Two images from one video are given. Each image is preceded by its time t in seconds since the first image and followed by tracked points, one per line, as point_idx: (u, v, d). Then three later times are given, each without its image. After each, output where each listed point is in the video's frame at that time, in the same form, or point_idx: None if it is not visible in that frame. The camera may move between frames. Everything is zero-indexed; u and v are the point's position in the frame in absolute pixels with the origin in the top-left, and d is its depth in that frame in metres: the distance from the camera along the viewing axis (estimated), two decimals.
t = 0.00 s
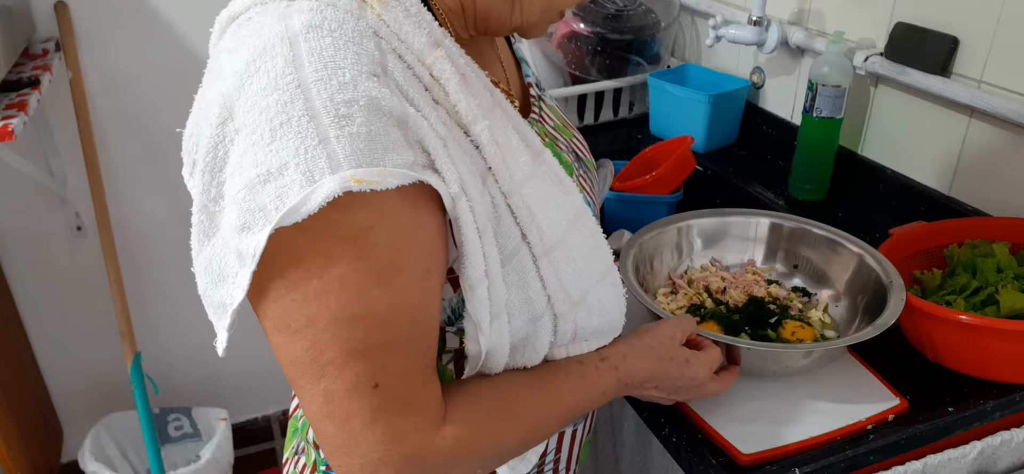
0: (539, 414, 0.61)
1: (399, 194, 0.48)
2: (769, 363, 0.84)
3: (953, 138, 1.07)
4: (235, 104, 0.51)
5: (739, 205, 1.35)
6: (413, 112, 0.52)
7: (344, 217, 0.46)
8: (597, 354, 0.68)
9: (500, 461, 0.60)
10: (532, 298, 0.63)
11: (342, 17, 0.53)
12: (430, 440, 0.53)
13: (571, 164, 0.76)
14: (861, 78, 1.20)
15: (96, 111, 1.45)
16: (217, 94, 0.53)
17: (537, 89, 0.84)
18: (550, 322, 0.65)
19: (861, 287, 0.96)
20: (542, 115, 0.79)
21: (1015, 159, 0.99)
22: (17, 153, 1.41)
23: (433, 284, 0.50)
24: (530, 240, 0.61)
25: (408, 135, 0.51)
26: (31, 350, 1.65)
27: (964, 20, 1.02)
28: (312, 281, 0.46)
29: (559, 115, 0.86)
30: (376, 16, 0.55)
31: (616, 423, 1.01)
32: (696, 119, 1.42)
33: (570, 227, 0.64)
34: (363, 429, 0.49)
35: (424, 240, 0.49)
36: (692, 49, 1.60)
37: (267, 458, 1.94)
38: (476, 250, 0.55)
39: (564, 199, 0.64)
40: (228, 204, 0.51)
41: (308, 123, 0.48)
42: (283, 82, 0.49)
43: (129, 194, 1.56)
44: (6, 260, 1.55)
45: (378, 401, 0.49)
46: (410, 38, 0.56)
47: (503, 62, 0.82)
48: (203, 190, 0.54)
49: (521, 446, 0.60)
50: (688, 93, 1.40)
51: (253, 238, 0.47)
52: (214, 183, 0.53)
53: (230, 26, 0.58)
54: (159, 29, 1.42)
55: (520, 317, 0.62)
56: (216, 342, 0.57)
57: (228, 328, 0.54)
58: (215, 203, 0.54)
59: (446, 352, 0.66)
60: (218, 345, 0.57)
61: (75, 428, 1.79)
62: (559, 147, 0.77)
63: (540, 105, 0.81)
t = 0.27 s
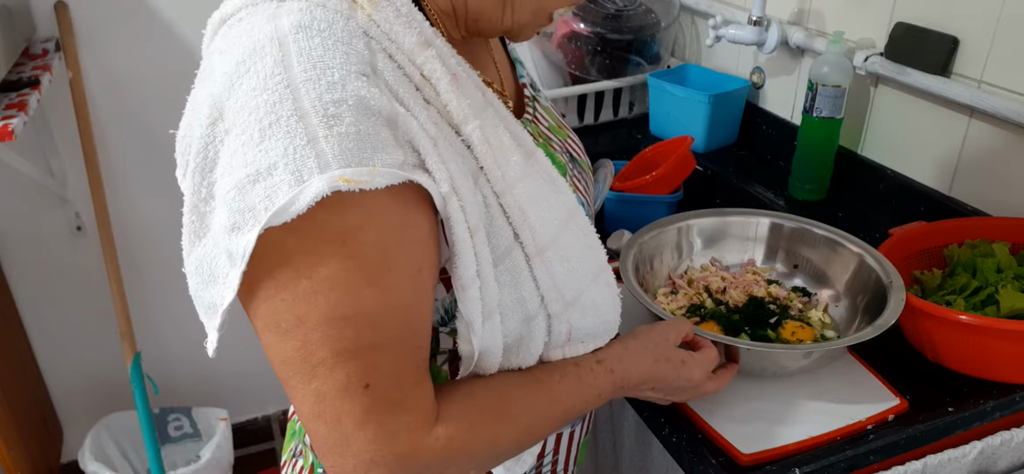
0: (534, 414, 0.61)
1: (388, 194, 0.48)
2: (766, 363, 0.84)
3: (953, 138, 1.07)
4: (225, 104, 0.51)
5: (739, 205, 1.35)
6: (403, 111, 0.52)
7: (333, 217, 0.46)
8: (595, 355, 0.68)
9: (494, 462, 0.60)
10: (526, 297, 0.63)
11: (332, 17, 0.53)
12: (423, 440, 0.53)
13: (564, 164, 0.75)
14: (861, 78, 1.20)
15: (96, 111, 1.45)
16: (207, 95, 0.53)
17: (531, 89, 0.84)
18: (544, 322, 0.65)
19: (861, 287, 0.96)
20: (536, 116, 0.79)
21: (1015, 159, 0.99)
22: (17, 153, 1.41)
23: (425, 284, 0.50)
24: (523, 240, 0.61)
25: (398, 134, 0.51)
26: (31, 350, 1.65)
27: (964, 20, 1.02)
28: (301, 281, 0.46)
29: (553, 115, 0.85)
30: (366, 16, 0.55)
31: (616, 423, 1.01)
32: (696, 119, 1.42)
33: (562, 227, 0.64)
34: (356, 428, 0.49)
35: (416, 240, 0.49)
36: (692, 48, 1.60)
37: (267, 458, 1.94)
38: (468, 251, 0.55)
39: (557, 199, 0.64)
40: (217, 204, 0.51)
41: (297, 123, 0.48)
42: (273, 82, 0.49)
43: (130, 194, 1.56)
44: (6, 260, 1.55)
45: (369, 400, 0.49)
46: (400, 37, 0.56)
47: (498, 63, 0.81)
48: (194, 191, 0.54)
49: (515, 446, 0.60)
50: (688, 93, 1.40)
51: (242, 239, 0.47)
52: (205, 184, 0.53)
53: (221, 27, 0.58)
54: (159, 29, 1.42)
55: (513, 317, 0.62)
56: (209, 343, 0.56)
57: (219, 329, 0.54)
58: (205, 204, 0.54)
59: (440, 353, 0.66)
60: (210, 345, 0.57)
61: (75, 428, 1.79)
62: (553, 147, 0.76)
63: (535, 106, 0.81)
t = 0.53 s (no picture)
0: (536, 413, 0.61)
1: (390, 193, 0.48)
2: (767, 363, 0.84)
3: (953, 138, 1.07)
4: (225, 104, 0.51)
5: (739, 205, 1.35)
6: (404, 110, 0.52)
7: (332, 217, 0.46)
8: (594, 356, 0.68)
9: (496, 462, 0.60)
10: (526, 297, 0.63)
11: (331, 16, 0.53)
12: (425, 441, 0.53)
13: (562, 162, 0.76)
14: (861, 78, 1.20)
15: (96, 111, 1.45)
16: (206, 96, 0.53)
17: (526, 90, 0.84)
18: (545, 321, 0.65)
19: (862, 287, 0.96)
20: (533, 116, 0.80)
21: (1015, 159, 0.99)
22: (17, 153, 1.41)
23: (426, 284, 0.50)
24: (523, 239, 0.61)
25: (399, 133, 0.51)
26: (31, 350, 1.65)
27: (964, 21, 1.02)
28: (304, 281, 0.46)
29: (549, 115, 0.86)
30: (365, 15, 0.55)
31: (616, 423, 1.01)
32: (696, 119, 1.42)
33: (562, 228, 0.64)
34: (358, 430, 0.49)
35: (417, 238, 0.49)
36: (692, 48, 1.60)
37: (267, 458, 1.94)
38: (469, 250, 0.55)
39: (557, 198, 0.64)
40: (219, 205, 0.51)
41: (298, 122, 0.48)
42: (274, 81, 0.49)
43: (130, 195, 1.56)
44: (5, 260, 1.55)
45: (372, 400, 0.49)
46: (400, 36, 0.56)
47: (495, 65, 0.82)
48: (195, 192, 0.54)
49: (518, 447, 0.60)
50: (688, 93, 1.40)
51: (245, 239, 0.47)
52: (205, 185, 0.53)
53: (219, 28, 0.58)
54: (159, 28, 1.42)
55: (514, 316, 0.62)
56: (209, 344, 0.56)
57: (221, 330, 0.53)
58: (206, 205, 0.54)
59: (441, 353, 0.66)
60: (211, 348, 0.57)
61: (75, 428, 1.79)
62: (551, 147, 0.77)
63: (530, 106, 0.82)
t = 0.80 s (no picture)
0: (537, 414, 0.61)
1: (392, 193, 0.48)
2: (767, 363, 0.84)
3: (953, 138, 1.07)
4: (226, 104, 0.51)
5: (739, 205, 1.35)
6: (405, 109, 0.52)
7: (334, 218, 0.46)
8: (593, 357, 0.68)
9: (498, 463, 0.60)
10: (527, 297, 0.63)
11: (333, 16, 0.53)
12: (426, 442, 0.53)
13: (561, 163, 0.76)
14: (861, 78, 1.20)
15: (96, 111, 1.45)
16: (207, 96, 0.53)
17: (525, 91, 0.85)
18: (545, 321, 0.65)
19: (861, 287, 0.96)
20: (531, 116, 0.80)
21: (1015, 159, 0.99)
22: (17, 153, 1.41)
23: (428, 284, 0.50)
24: (524, 239, 0.61)
25: (401, 133, 0.51)
26: (31, 350, 1.65)
27: (964, 21, 1.02)
28: (306, 282, 0.46)
29: (547, 115, 0.86)
30: (366, 16, 0.55)
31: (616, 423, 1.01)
32: (696, 119, 1.42)
33: (563, 227, 0.64)
34: (359, 431, 0.49)
35: (418, 238, 0.49)
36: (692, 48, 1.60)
37: (267, 458, 1.94)
38: (471, 250, 0.55)
39: (557, 198, 0.64)
40: (220, 205, 0.51)
41: (301, 122, 0.48)
42: (276, 81, 0.49)
43: (130, 195, 1.56)
44: (5, 260, 1.55)
45: (374, 400, 0.49)
46: (400, 37, 0.56)
47: (493, 66, 0.81)
48: (195, 192, 0.54)
49: (519, 447, 0.60)
50: (688, 93, 1.40)
51: (248, 239, 0.47)
52: (205, 185, 0.53)
53: (219, 28, 0.58)
54: (159, 28, 1.42)
55: (515, 316, 0.62)
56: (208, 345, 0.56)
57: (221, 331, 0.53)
58: (206, 206, 0.54)
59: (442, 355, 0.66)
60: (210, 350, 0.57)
61: (75, 428, 1.79)
62: (550, 147, 0.77)
63: (529, 106, 0.82)
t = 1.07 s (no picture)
0: (532, 413, 0.61)
1: (387, 189, 0.48)
2: (767, 363, 0.84)
3: (954, 137, 1.07)
4: (223, 99, 0.51)
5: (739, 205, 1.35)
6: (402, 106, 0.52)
7: (329, 211, 0.46)
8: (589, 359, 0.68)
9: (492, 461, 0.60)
10: (524, 294, 0.63)
11: (330, 12, 0.53)
12: (420, 439, 0.53)
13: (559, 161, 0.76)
14: (861, 78, 1.20)
15: (96, 111, 1.45)
16: (204, 91, 0.53)
17: (525, 91, 0.85)
18: (543, 319, 0.65)
19: (861, 287, 0.96)
20: (530, 116, 0.80)
21: (1015, 159, 0.99)
22: (17, 153, 1.41)
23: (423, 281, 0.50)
24: (522, 237, 0.61)
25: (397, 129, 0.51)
26: (31, 350, 1.65)
27: (964, 21, 1.02)
28: (300, 276, 0.46)
29: (547, 115, 0.86)
30: (364, 13, 0.55)
31: (616, 423, 1.01)
32: (696, 119, 1.42)
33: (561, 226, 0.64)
34: (352, 426, 0.49)
35: (413, 235, 0.49)
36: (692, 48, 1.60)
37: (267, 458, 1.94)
38: (467, 246, 0.55)
39: (555, 196, 0.64)
40: (216, 200, 0.51)
41: (296, 117, 0.48)
42: (272, 76, 0.49)
43: (130, 195, 1.56)
44: (5, 260, 1.55)
45: (367, 397, 0.49)
46: (398, 34, 0.56)
47: (492, 66, 0.82)
48: (191, 187, 0.54)
49: (515, 445, 0.60)
50: (688, 93, 1.40)
51: (242, 233, 0.47)
52: (202, 180, 0.53)
53: (218, 23, 0.58)
54: (159, 28, 1.42)
55: (513, 313, 0.62)
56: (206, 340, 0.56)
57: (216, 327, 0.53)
58: (203, 201, 0.54)
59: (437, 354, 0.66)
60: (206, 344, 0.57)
61: (75, 428, 1.79)
62: (549, 146, 0.77)
63: (528, 106, 0.82)
